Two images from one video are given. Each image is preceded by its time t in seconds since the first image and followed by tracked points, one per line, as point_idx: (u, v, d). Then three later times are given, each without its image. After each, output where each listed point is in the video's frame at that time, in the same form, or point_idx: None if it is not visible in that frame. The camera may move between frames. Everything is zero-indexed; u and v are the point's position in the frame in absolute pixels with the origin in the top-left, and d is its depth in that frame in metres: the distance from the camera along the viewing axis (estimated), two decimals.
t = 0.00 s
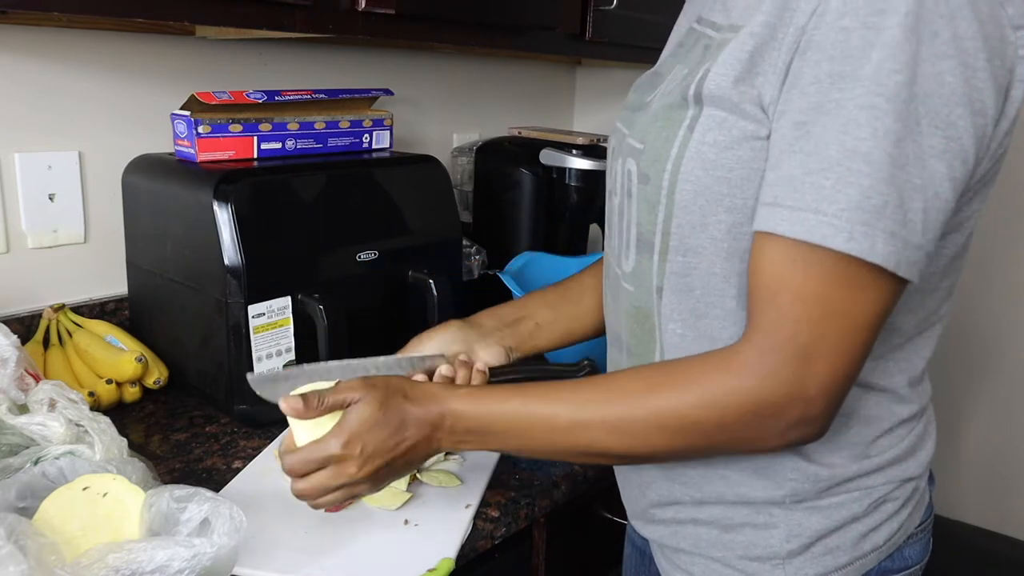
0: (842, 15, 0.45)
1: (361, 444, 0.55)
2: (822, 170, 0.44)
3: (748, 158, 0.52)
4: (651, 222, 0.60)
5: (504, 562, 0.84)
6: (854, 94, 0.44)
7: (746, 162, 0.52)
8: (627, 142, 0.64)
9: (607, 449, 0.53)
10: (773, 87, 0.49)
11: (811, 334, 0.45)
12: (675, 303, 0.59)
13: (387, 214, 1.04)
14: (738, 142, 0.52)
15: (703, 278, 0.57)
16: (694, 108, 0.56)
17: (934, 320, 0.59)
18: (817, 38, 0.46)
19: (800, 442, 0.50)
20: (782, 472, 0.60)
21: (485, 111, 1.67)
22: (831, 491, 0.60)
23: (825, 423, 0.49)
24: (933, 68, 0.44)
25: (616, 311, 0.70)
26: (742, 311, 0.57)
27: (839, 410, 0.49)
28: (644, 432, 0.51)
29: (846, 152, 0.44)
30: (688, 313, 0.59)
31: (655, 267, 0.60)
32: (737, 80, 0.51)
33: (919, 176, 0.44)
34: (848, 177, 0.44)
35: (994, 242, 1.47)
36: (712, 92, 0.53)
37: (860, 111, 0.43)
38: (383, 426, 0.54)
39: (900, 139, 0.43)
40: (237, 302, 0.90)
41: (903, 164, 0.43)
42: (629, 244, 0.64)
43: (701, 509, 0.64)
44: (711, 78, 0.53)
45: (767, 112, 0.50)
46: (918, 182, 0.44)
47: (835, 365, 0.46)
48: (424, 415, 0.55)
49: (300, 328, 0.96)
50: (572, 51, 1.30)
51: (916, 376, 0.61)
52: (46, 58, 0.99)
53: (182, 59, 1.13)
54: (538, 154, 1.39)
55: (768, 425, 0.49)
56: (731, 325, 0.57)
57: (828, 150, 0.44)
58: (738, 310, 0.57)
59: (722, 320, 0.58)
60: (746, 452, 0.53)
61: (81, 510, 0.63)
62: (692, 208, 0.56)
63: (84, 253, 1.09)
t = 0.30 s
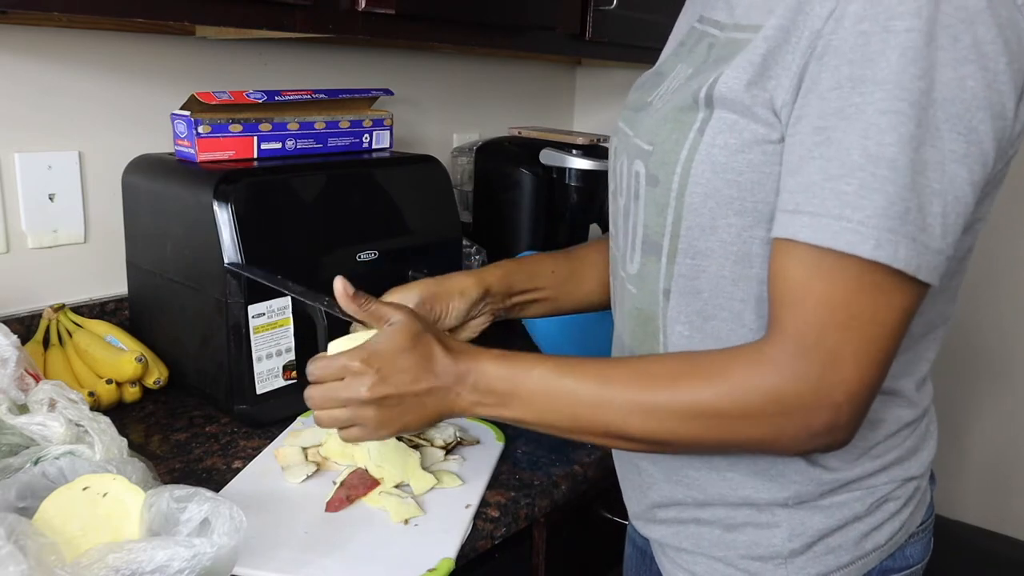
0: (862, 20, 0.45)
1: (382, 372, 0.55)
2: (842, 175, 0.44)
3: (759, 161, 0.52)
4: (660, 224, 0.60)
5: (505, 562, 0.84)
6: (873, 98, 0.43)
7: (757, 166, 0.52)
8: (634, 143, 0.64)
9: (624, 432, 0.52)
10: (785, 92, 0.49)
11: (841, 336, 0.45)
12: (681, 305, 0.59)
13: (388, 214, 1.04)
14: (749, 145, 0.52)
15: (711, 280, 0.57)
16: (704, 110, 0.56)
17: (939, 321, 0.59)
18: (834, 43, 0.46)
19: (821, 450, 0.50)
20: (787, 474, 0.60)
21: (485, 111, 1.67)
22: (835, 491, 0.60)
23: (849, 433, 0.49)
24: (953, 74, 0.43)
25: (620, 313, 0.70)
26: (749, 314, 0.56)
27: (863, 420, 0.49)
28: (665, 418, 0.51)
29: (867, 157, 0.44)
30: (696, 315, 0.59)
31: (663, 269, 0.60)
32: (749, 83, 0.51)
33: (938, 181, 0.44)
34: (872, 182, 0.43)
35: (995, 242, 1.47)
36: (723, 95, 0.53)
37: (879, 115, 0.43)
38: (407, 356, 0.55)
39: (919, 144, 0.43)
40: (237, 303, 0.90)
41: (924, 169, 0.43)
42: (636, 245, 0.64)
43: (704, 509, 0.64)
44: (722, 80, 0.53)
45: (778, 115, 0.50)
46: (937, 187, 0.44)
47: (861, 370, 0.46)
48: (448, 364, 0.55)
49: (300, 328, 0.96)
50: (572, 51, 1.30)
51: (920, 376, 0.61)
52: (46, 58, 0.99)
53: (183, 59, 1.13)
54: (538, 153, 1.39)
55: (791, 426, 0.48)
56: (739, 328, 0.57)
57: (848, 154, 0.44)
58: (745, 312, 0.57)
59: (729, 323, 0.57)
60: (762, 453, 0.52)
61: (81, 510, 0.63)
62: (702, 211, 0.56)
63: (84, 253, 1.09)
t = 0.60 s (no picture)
0: (862, 24, 0.45)
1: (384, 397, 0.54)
2: (843, 182, 0.44)
3: (760, 164, 0.52)
4: (660, 226, 0.60)
5: (504, 562, 0.84)
6: (874, 104, 0.43)
7: (758, 169, 0.52)
8: (636, 143, 0.64)
9: (619, 435, 0.52)
10: (787, 95, 0.49)
11: (834, 340, 0.45)
12: (683, 307, 0.59)
13: (388, 215, 1.04)
14: (750, 148, 0.52)
15: (712, 281, 0.57)
16: (706, 112, 0.56)
17: (940, 324, 0.59)
18: (836, 47, 0.46)
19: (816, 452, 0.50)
20: (789, 474, 0.60)
21: (485, 111, 1.67)
22: (837, 492, 0.60)
23: (845, 434, 0.49)
24: (955, 80, 0.43)
25: (621, 314, 0.70)
26: (751, 316, 0.57)
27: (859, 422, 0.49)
28: (661, 422, 0.51)
29: (867, 164, 0.44)
30: (697, 317, 0.59)
31: (664, 270, 0.60)
32: (751, 85, 0.51)
33: (936, 189, 0.44)
34: (871, 190, 0.43)
35: (996, 243, 1.47)
36: (725, 97, 0.53)
37: (880, 122, 0.43)
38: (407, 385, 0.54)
39: (920, 149, 0.43)
40: (237, 303, 0.90)
41: (924, 175, 0.44)
42: (637, 245, 0.64)
43: (705, 510, 0.64)
44: (724, 82, 0.53)
45: (780, 119, 0.50)
46: (934, 195, 0.44)
47: (855, 373, 0.46)
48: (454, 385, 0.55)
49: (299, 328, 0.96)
50: (572, 51, 1.30)
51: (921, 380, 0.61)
52: (46, 58, 0.99)
53: (183, 59, 1.13)
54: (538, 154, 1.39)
55: (785, 429, 0.49)
56: (740, 330, 0.57)
57: (849, 160, 0.44)
58: (746, 314, 0.57)
59: (730, 324, 0.58)
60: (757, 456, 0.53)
61: (81, 510, 0.63)
62: (703, 214, 0.56)
63: (84, 253, 1.09)
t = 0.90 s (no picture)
0: (865, 22, 0.45)
1: (401, 393, 0.60)
2: (849, 180, 0.44)
3: (761, 164, 0.52)
4: (662, 226, 0.60)
5: (505, 562, 0.84)
6: (877, 101, 0.43)
7: (759, 168, 0.52)
8: (639, 144, 0.64)
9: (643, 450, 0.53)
10: (788, 94, 0.49)
11: (852, 344, 0.45)
12: (684, 307, 0.59)
13: (387, 215, 1.04)
14: (751, 148, 0.52)
15: (713, 281, 0.57)
16: (707, 112, 0.56)
17: (943, 326, 0.59)
18: (839, 46, 0.46)
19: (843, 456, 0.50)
20: (790, 476, 0.60)
21: (485, 111, 1.67)
22: (837, 494, 0.60)
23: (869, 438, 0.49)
24: (961, 77, 0.43)
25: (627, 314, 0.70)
26: (752, 316, 0.57)
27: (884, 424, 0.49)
28: (681, 432, 0.51)
29: (873, 162, 0.44)
30: (698, 316, 0.59)
31: (666, 269, 0.60)
32: (752, 84, 0.51)
33: (947, 184, 0.44)
34: (881, 189, 0.43)
35: (997, 243, 1.47)
36: (725, 97, 0.53)
37: (886, 119, 0.43)
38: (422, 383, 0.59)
39: (922, 147, 0.43)
40: (237, 303, 0.90)
41: (927, 173, 0.44)
42: (640, 245, 0.64)
43: (706, 511, 0.64)
44: (725, 82, 0.53)
45: (781, 118, 0.50)
46: (946, 191, 0.44)
47: (874, 375, 0.46)
48: (472, 392, 0.57)
49: (299, 328, 0.96)
50: (572, 51, 1.30)
51: (924, 380, 0.61)
52: (46, 58, 0.99)
53: (183, 59, 1.13)
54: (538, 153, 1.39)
55: (806, 433, 0.49)
56: (742, 330, 0.57)
57: (852, 158, 0.44)
58: (747, 314, 0.57)
59: (732, 325, 0.57)
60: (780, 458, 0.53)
61: (81, 510, 0.63)
62: (704, 213, 0.56)
63: (84, 253, 1.09)
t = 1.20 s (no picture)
0: (863, 14, 0.45)
1: (393, 356, 0.61)
2: (844, 171, 0.44)
3: (758, 158, 0.52)
4: (661, 220, 0.60)
5: (504, 562, 0.84)
6: (874, 92, 0.44)
7: (756, 163, 0.52)
8: (639, 138, 0.64)
9: (626, 432, 0.53)
10: (789, 88, 0.49)
11: (847, 336, 0.45)
12: (684, 299, 0.60)
13: (387, 214, 1.04)
14: (749, 142, 0.52)
15: (713, 276, 0.57)
16: (707, 106, 0.56)
17: (942, 324, 0.59)
18: (837, 38, 0.46)
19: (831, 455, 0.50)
20: (789, 472, 0.60)
21: (485, 111, 1.67)
22: (837, 491, 0.60)
23: (859, 438, 0.48)
24: (957, 69, 0.43)
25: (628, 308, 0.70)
26: (750, 310, 0.57)
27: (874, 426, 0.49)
28: (671, 419, 0.51)
29: (867, 152, 0.44)
30: (698, 311, 0.59)
31: (666, 263, 0.60)
32: (752, 78, 0.51)
33: (943, 177, 0.44)
34: (876, 178, 0.43)
35: (997, 243, 1.47)
36: (725, 91, 0.53)
37: (882, 109, 0.43)
38: (413, 348, 0.60)
39: (919, 138, 0.43)
40: (237, 303, 0.90)
41: (923, 165, 0.43)
42: (642, 239, 0.64)
43: (706, 509, 0.64)
44: (724, 76, 0.53)
45: (780, 113, 0.50)
46: (942, 183, 0.44)
47: (869, 371, 0.45)
48: (461, 358, 0.58)
49: (299, 328, 0.96)
50: (572, 50, 1.30)
51: (923, 378, 0.61)
52: (46, 58, 0.99)
53: (182, 59, 1.13)
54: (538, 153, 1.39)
55: (796, 427, 0.48)
56: (740, 325, 0.57)
57: (849, 148, 0.44)
58: (746, 308, 0.57)
59: (731, 320, 0.57)
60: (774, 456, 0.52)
61: (81, 510, 0.63)
62: (703, 207, 0.56)
63: (84, 252, 1.09)
